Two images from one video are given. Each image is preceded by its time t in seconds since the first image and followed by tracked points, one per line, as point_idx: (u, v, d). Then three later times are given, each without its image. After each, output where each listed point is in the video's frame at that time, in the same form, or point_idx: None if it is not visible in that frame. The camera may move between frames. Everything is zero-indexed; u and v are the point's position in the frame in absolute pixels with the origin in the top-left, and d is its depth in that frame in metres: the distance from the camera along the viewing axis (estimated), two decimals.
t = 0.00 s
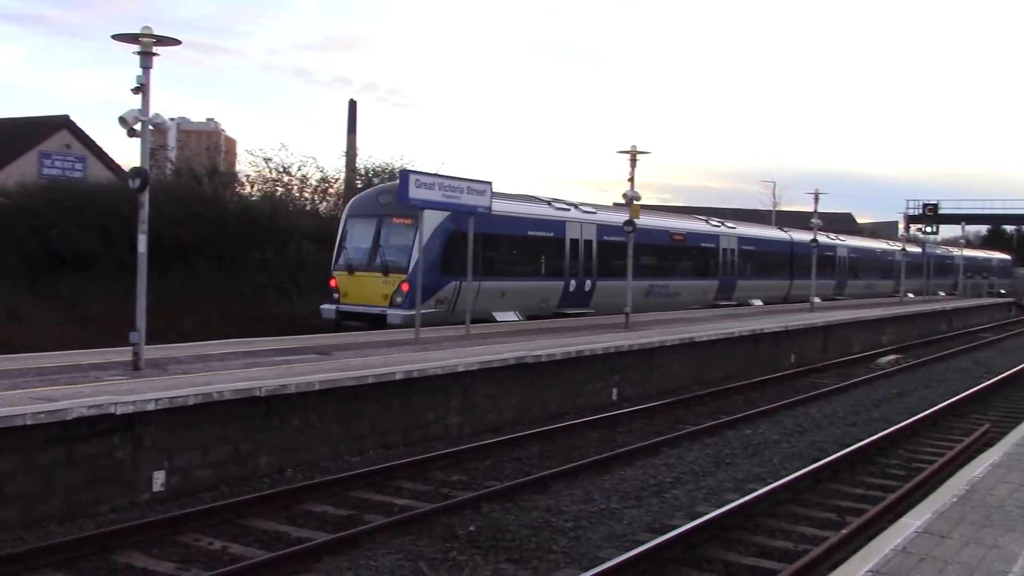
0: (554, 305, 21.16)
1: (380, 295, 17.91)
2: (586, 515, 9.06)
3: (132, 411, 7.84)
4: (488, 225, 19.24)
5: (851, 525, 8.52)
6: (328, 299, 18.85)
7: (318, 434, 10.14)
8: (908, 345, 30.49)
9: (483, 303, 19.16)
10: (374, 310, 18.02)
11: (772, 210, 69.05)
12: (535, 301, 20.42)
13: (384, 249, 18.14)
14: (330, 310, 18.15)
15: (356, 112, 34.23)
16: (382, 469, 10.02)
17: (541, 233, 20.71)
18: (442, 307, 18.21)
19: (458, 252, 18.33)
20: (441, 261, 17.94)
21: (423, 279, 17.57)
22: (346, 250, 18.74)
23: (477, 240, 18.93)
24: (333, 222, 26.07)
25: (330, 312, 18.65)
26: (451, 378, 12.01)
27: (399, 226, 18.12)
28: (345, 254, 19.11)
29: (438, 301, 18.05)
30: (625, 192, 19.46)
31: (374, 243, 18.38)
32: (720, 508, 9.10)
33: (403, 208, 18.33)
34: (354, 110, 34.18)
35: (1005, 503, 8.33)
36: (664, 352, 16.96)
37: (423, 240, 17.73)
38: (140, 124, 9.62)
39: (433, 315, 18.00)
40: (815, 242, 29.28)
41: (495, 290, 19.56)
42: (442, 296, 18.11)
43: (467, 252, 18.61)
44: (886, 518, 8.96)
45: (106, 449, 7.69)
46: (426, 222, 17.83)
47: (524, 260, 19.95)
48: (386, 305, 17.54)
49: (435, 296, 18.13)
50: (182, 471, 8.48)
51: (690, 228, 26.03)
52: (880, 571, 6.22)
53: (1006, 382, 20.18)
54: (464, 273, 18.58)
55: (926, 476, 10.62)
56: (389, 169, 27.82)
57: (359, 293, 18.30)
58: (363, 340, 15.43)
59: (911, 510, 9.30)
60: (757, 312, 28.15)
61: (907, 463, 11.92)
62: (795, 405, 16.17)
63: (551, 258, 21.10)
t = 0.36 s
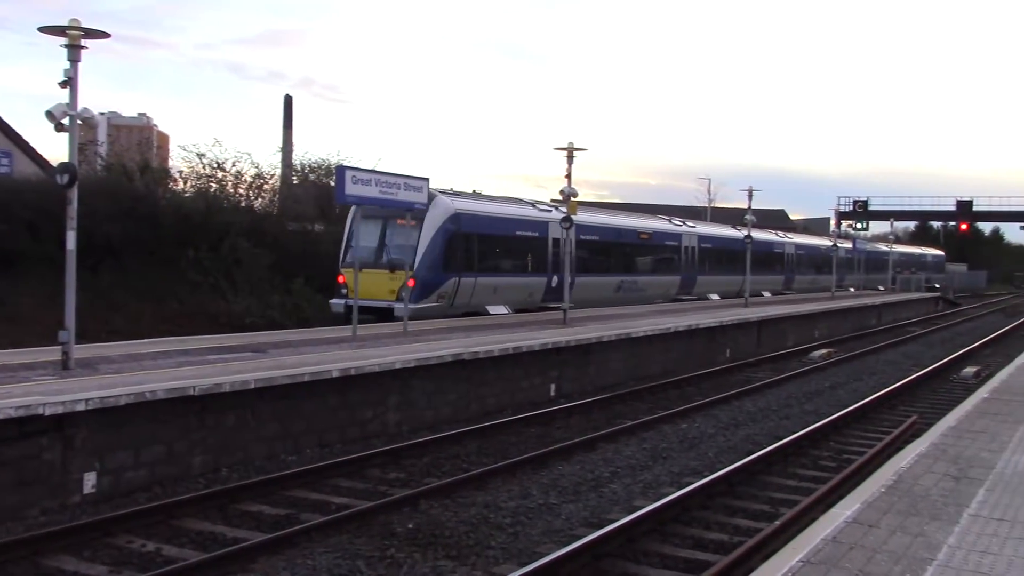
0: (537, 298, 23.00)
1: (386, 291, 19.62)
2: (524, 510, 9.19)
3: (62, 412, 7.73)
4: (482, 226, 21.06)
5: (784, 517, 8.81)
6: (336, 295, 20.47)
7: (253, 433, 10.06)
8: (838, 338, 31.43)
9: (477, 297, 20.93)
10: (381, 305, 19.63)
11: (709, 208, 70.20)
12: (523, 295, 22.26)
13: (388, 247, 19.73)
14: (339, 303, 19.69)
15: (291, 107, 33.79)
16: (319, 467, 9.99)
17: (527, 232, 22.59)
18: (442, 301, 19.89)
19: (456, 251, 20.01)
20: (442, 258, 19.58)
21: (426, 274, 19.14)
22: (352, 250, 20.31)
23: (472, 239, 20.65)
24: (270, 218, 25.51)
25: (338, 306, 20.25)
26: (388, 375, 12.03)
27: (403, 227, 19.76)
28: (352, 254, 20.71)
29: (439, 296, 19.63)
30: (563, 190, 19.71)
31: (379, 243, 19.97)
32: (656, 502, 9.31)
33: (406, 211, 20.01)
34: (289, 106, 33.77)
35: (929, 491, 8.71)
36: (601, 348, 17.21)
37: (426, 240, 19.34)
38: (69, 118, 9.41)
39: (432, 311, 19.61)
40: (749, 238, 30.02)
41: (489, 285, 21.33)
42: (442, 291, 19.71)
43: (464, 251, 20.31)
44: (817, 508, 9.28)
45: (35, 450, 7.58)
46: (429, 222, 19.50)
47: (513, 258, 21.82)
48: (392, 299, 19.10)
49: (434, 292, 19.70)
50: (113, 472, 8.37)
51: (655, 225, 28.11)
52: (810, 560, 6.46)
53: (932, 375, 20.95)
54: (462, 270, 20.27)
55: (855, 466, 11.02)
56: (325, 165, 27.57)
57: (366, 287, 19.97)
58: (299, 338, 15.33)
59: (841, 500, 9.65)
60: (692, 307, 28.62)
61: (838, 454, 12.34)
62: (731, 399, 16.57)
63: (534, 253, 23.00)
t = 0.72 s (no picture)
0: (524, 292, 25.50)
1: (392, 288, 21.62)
2: (473, 508, 9.27)
3: None
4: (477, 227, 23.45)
5: (729, 510, 9.03)
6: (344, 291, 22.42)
7: (198, 434, 9.98)
8: (782, 334, 32.11)
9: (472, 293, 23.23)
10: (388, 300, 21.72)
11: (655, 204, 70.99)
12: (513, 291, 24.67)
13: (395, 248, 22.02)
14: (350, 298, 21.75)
15: (235, 103, 33.44)
16: (266, 468, 9.96)
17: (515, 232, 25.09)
18: (442, 297, 22.26)
19: (456, 250, 22.45)
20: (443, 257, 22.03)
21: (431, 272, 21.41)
22: (359, 250, 22.53)
23: (468, 240, 23.14)
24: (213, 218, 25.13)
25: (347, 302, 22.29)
26: (336, 374, 12.01)
27: (407, 229, 22.11)
28: (359, 254, 22.84)
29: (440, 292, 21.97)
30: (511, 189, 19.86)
31: (386, 244, 22.26)
32: (604, 497, 9.47)
33: (409, 214, 22.31)
34: (234, 102, 33.39)
35: (868, 483, 9.01)
36: (549, 345, 17.37)
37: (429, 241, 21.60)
38: (4, 117, 9.22)
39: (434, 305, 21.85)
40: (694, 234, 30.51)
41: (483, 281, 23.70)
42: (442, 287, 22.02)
43: (462, 251, 22.77)
44: (761, 501, 9.53)
45: None
46: (432, 224, 21.91)
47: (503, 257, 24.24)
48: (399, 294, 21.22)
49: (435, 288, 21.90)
50: (54, 476, 8.25)
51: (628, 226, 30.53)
52: (754, 552, 6.66)
53: (873, 368, 21.54)
54: (460, 268, 22.71)
55: (799, 459, 11.34)
56: (270, 164, 27.11)
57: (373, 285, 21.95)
58: (245, 338, 15.21)
59: (785, 492, 9.92)
60: (638, 304, 29.00)
61: (782, 448, 12.67)
62: (678, 395, 16.87)
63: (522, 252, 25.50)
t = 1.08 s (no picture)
0: (514, 287, 27.60)
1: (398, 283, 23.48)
2: (427, 505, 9.33)
3: None
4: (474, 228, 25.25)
5: (682, 505, 9.21)
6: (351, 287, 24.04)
7: (149, 433, 9.90)
8: (735, 330, 32.62)
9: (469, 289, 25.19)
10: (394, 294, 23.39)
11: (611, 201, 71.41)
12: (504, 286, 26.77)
13: (399, 246, 23.58)
14: (358, 293, 23.58)
15: (187, 97, 32.88)
16: (217, 467, 9.91)
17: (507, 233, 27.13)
18: (443, 292, 23.94)
19: (456, 248, 24.06)
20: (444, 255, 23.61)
21: (432, 269, 22.99)
22: (365, 249, 24.11)
23: (467, 238, 24.76)
24: (163, 215, 24.66)
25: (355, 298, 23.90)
26: (289, 372, 11.97)
27: (411, 228, 23.67)
28: (365, 252, 24.43)
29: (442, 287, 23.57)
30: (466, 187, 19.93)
31: (391, 243, 23.81)
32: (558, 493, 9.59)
33: (413, 214, 23.86)
34: (185, 96, 32.84)
35: (817, 476, 9.26)
36: (504, 341, 17.47)
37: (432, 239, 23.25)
38: None
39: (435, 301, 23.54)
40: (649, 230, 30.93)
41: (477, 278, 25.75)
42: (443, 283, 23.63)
43: (461, 249, 24.38)
44: (713, 495, 9.75)
45: None
46: (434, 225, 23.47)
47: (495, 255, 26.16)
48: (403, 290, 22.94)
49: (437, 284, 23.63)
50: None
51: (606, 225, 32.82)
52: (706, 546, 6.84)
53: (823, 364, 22.01)
54: (459, 265, 24.37)
55: (750, 454, 11.59)
56: (222, 159, 26.67)
57: (379, 280, 23.75)
58: (197, 336, 15.07)
59: (737, 486, 10.14)
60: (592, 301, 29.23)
61: (734, 443, 12.93)
62: (631, 391, 17.09)
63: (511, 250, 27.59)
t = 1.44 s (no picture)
0: (508, 282, 29.95)
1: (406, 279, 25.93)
2: (390, 503, 9.38)
3: None
4: (472, 227, 27.55)
5: (645, 501, 9.35)
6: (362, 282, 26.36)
7: (108, 432, 9.83)
8: (698, 326, 33.00)
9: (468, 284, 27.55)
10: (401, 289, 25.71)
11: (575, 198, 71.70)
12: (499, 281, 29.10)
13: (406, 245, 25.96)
14: (368, 289, 25.91)
15: (146, 93, 32.48)
16: (178, 466, 9.86)
17: (501, 232, 29.45)
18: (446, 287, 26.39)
19: (457, 247, 26.52)
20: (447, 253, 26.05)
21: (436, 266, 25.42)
22: (374, 247, 26.44)
23: (467, 237, 27.23)
24: (123, 214, 24.33)
25: (366, 291, 26.22)
26: (251, 370, 11.93)
27: (417, 228, 26.07)
28: (374, 250, 26.73)
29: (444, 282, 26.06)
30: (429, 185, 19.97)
31: (398, 241, 26.16)
32: (521, 490, 9.68)
33: (418, 215, 26.23)
34: (144, 91, 32.42)
35: (777, 471, 9.47)
36: (468, 338, 17.55)
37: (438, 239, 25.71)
38: None
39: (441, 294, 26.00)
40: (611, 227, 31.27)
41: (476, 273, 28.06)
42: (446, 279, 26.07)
43: (461, 247, 26.82)
44: (675, 490, 9.91)
45: None
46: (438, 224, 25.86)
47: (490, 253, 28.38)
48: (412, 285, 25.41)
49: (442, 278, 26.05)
50: None
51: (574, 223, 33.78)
52: (667, 541, 6.98)
53: (785, 360, 22.38)
54: (460, 261, 26.83)
55: (712, 449, 11.80)
56: (183, 156, 26.45)
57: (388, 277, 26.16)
58: (157, 334, 14.94)
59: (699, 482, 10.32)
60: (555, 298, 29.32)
61: (696, 439, 13.13)
62: (595, 387, 17.26)
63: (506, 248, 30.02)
